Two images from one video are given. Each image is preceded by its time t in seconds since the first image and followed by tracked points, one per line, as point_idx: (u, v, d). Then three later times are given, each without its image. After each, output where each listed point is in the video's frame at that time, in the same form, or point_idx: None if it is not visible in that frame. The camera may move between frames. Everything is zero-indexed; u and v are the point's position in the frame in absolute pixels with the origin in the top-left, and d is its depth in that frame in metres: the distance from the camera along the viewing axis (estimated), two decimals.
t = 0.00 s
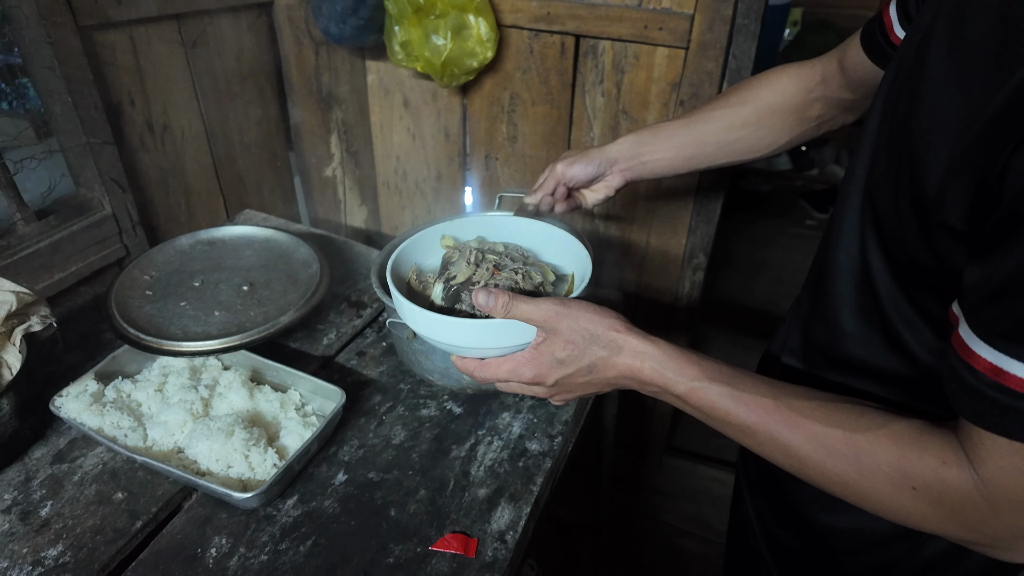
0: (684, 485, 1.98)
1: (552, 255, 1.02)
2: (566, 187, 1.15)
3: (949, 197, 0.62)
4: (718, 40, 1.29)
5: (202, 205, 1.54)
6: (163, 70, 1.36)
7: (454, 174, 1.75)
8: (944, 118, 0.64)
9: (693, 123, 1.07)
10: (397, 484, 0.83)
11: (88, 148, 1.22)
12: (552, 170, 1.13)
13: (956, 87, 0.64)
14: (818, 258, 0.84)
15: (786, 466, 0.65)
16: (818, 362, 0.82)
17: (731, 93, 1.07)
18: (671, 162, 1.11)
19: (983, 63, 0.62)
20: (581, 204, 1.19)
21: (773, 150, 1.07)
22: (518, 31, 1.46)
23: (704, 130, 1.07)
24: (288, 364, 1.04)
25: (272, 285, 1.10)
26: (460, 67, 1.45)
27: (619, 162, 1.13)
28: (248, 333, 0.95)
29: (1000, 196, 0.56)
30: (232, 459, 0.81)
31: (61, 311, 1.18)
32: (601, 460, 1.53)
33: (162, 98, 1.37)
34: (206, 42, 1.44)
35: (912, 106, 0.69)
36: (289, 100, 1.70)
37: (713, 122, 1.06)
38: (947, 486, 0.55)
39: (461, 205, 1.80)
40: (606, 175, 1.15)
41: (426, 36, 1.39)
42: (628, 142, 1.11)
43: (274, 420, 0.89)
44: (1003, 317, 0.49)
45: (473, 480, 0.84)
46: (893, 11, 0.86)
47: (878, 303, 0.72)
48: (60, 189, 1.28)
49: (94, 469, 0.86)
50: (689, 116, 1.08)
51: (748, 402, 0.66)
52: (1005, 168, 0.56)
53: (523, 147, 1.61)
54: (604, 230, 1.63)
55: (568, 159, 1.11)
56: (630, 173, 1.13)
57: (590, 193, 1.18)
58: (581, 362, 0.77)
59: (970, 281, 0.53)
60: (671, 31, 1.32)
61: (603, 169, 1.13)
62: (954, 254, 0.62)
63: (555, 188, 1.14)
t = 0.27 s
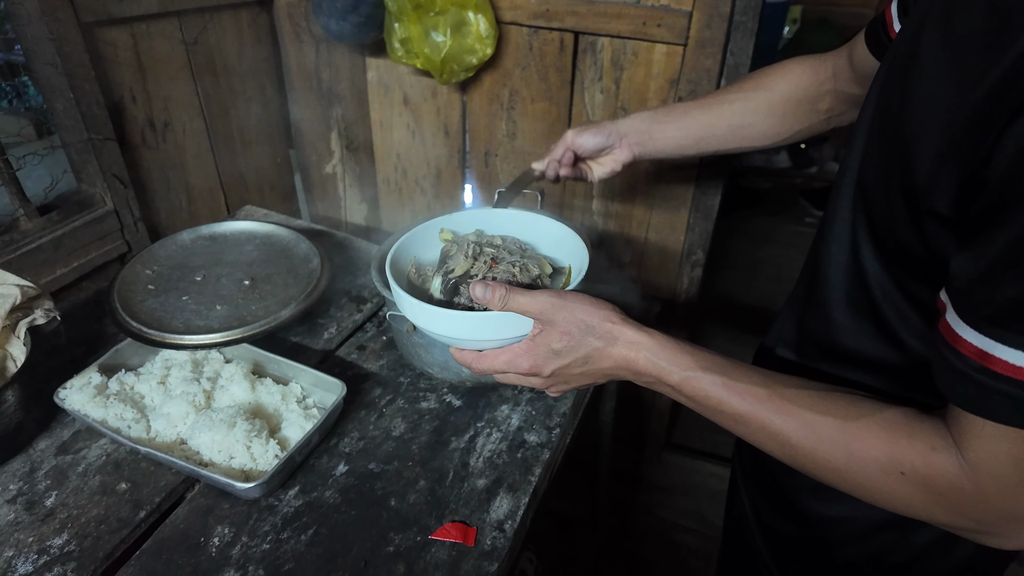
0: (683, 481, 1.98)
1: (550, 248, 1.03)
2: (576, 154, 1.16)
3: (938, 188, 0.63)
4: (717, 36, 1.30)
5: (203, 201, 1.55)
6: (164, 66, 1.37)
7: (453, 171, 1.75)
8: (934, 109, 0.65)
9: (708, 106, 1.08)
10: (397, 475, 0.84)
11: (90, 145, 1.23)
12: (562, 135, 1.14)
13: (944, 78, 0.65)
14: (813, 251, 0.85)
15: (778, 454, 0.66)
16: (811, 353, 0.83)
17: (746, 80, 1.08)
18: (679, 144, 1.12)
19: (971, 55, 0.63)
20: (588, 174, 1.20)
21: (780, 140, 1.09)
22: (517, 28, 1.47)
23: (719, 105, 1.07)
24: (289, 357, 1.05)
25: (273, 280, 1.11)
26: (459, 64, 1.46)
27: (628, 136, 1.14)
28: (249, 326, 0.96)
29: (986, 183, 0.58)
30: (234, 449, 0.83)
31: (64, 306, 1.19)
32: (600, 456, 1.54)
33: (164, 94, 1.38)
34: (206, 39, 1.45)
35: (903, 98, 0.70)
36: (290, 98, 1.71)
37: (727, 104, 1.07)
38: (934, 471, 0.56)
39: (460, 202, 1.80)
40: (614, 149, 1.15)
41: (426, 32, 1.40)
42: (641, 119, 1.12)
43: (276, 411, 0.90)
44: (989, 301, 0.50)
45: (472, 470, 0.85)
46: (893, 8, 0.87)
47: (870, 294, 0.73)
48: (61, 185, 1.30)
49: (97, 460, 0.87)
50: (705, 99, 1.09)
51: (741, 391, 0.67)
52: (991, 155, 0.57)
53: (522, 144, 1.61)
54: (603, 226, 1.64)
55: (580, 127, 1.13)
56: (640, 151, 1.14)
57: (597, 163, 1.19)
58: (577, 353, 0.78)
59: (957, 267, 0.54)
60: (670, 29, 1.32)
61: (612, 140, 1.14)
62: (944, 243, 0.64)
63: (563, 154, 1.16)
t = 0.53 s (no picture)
0: (683, 477, 1.99)
1: (552, 246, 1.03)
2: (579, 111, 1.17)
3: (935, 184, 0.63)
4: (717, 34, 1.31)
5: (205, 199, 1.55)
6: (166, 64, 1.37)
7: (454, 169, 1.76)
8: (932, 105, 0.66)
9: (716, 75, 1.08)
10: (399, 469, 0.85)
11: (94, 142, 1.24)
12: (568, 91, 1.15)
13: (940, 74, 0.66)
14: (812, 247, 0.85)
15: (777, 448, 0.67)
16: (810, 349, 0.84)
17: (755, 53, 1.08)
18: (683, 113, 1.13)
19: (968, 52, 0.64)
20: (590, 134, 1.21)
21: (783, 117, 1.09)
22: (518, 26, 1.47)
23: (728, 76, 1.07)
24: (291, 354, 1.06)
25: (276, 276, 1.11)
26: (460, 62, 1.46)
27: (634, 99, 1.14)
28: (253, 322, 0.97)
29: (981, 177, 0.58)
30: (238, 444, 0.83)
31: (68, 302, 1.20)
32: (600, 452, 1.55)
33: (166, 92, 1.39)
34: (208, 37, 1.46)
35: (902, 95, 0.70)
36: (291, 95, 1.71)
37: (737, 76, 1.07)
38: (931, 463, 0.57)
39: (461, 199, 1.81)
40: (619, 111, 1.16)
41: (427, 30, 1.41)
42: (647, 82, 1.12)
43: (279, 406, 0.91)
44: (986, 294, 0.51)
45: (474, 465, 0.85)
46: None
47: (868, 289, 0.74)
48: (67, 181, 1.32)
49: (103, 454, 0.87)
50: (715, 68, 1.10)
51: (740, 386, 0.68)
52: (987, 151, 0.58)
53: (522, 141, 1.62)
54: (603, 224, 1.64)
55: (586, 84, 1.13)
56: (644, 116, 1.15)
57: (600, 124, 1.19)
58: (578, 348, 0.78)
59: (954, 261, 0.55)
60: (670, 27, 1.33)
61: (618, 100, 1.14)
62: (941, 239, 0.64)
63: (568, 111, 1.18)
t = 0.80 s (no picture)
0: (685, 476, 2.00)
1: (559, 244, 1.04)
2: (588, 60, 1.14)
3: (945, 183, 0.64)
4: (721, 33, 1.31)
5: (209, 197, 1.56)
6: (169, 62, 1.37)
7: (457, 167, 1.76)
8: (942, 104, 0.66)
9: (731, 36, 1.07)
10: (406, 467, 0.85)
11: (98, 140, 1.24)
12: (577, 36, 1.12)
13: (952, 73, 0.66)
14: (819, 246, 0.85)
15: (784, 447, 0.67)
16: (817, 348, 0.84)
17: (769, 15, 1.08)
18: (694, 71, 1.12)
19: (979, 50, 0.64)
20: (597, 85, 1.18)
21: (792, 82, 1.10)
22: (522, 24, 1.47)
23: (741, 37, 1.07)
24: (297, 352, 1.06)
25: (282, 274, 1.11)
26: (464, 60, 1.46)
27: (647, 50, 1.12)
28: (259, 320, 0.97)
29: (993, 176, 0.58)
30: (246, 442, 0.83)
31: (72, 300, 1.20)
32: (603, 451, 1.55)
33: (169, 90, 1.39)
34: (211, 34, 1.46)
35: (911, 93, 0.70)
36: (294, 94, 1.71)
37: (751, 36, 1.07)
38: (939, 462, 0.57)
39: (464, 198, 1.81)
40: (630, 61, 1.14)
41: (431, 28, 1.41)
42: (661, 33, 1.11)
43: (286, 404, 0.91)
44: (996, 294, 0.51)
45: (481, 463, 0.86)
46: None
47: (876, 288, 0.74)
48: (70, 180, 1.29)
49: (110, 452, 0.88)
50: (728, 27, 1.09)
51: (747, 384, 0.68)
52: (997, 151, 0.58)
53: (526, 140, 1.62)
54: (607, 222, 1.64)
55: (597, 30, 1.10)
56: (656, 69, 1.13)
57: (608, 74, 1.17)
58: (585, 347, 0.78)
59: (964, 260, 0.55)
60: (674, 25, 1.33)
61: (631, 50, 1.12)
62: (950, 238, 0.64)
63: (578, 58, 1.13)
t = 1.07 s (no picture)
0: (686, 477, 2.00)
1: (564, 251, 1.04)
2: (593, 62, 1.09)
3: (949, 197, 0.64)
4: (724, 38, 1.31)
5: (213, 200, 1.56)
6: (174, 66, 1.38)
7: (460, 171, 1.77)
8: (947, 118, 0.66)
9: (738, 31, 1.07)
10: (412, 472, 0.86)
11: (103, 145, 1.24)
12: (581, 38, 1.07)
13: (958, 89, 0.66)
14: (822, 254, 0.86)
15: (788, 456, 0.68)
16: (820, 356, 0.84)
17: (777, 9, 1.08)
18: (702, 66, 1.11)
19: (985, 66, 0.64)
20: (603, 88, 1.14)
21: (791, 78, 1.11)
22: (525, 29, 1.48)
23: (742, 33, 1.07)
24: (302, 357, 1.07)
25: (287, 279, 1.12)
26: (467, 64, 1.47)
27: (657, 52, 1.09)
28: (265, 325, 0.97)
29: (997, 192, 0.59)
30: (252, 447, 0.84)
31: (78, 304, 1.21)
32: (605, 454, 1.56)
33: (174, 95, 1.40)
34: (216, 39, 1.46)
35: (916, 106, 0.71)
36: (298, 97, 1.72)
37: (757, 31, 1.07)
38: (942, 474, 0.57)
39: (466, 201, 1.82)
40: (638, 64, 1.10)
41: (434, 33, 1.41)
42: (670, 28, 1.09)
43: (292, 409, 0.92)
44: (1001, 311, 0.51)
45: (485, 468, 0.86)
46: None
47: (879, 297, 0.75)
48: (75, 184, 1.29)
49: (117, 456, 0.88)
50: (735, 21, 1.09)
51: (752, 393, 0.69)
52: (1001, 167, 0.58)
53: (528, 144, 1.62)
54: (609, 226, 1.65)
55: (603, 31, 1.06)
56: (665, 67, 1.11)
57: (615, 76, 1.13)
58: (589, 354, 0.79)
59: (968, 277, 0.56)
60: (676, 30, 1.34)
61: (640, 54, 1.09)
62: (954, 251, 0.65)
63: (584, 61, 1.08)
